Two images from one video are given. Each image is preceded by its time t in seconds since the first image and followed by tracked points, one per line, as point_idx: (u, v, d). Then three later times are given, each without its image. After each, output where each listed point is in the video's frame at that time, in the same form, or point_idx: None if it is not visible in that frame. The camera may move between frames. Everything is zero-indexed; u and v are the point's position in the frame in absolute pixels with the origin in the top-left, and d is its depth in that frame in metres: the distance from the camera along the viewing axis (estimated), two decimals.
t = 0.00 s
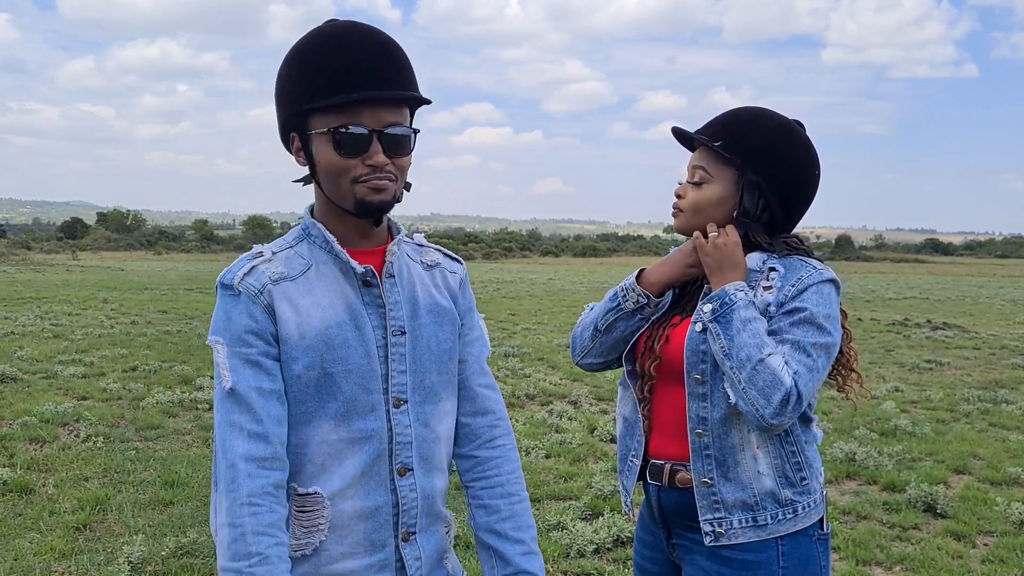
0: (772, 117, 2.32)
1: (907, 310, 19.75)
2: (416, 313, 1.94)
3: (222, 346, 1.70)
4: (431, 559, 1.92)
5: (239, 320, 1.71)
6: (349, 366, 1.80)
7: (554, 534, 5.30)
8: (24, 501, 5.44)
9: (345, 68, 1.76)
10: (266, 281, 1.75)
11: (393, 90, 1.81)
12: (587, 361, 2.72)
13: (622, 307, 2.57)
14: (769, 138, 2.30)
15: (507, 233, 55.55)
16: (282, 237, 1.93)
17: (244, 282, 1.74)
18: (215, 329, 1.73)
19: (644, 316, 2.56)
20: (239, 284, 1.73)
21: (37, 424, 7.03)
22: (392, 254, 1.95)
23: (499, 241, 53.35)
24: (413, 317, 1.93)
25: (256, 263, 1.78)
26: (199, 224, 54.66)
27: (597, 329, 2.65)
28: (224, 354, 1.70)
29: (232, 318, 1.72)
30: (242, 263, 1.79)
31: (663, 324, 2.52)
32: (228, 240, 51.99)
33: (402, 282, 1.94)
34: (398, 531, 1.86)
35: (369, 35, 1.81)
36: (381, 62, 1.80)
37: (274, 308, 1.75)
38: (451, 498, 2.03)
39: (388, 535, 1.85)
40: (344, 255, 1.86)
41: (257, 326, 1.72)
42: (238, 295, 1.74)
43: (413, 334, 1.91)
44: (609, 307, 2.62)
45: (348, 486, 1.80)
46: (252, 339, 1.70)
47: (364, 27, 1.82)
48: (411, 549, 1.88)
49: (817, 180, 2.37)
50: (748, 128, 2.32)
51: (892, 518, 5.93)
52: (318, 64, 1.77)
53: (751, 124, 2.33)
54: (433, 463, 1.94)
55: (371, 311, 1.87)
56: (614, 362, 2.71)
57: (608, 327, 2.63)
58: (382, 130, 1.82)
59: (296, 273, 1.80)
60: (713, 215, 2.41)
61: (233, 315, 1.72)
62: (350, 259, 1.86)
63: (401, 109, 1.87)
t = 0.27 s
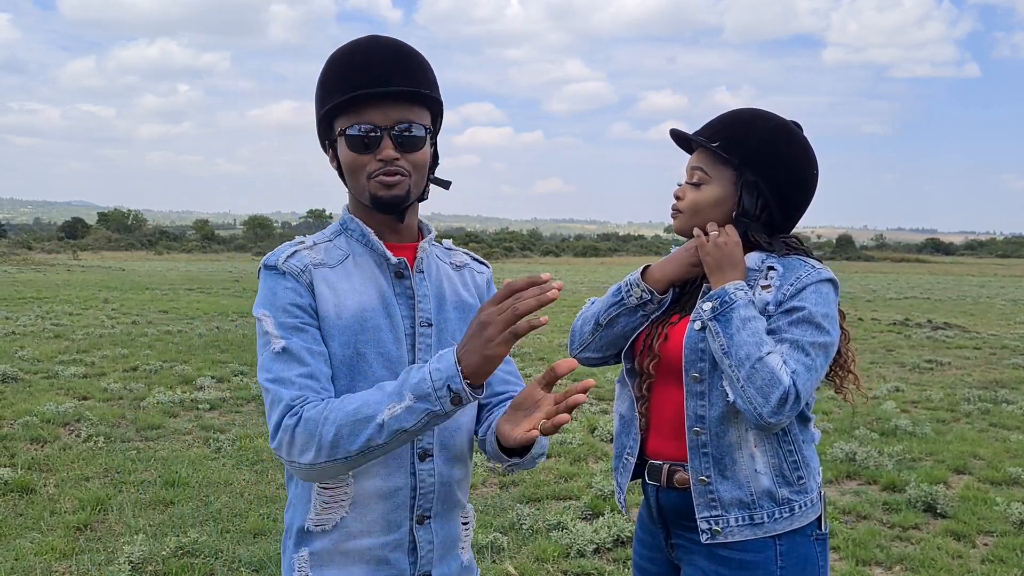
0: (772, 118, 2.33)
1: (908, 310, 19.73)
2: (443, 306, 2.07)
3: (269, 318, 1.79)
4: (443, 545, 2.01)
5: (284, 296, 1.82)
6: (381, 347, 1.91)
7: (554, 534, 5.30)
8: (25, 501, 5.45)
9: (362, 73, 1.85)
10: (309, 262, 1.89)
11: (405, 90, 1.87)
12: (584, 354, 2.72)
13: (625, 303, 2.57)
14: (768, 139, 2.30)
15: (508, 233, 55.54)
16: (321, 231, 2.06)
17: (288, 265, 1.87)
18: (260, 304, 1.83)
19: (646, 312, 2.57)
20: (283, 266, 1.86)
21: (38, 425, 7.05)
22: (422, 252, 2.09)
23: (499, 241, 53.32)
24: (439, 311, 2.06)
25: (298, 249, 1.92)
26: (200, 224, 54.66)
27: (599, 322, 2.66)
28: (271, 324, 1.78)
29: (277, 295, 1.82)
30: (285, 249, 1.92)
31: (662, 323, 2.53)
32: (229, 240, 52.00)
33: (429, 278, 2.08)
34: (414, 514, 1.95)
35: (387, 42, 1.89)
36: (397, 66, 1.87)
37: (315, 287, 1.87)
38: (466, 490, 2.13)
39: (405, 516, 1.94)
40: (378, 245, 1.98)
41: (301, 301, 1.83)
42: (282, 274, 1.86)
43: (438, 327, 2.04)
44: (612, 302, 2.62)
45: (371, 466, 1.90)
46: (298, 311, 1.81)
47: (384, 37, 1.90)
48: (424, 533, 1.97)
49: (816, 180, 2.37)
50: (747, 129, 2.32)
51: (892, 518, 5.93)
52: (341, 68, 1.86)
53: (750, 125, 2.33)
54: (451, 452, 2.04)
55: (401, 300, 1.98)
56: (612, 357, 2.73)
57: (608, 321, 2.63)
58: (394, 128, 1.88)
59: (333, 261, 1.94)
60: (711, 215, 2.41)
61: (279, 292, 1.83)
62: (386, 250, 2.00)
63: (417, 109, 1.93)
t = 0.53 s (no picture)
0: (772, 118, 2.32)
1: (908, 310, 19.72)
2: (474, 315, 2.18)
3: (302, 321, 1.98)
4: (467, 541, 2.13)
5: (317, 300, 2.00)
6: (410, 350, 2.05)
7: (554, 534, 5.30)
8: (25, 501, 5.45)
9: (386, 96, 2.02)
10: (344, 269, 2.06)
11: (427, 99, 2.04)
12: (585, 352, 2.72)
13: (624, 299, 2.57)
14: (769, 140, 2.30)
15: (508, 233, 55.49)
16: (367, 234, 2.23)
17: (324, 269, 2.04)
18: (295, 305, 2.01)
19: (645, 309, 2.57)
20: (320, 270, 2.03)
21: (38, 424, 7.04)
22: (460, 260, 2.21)
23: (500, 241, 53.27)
24: (471, 318, 2.18)
25: (337, 254, 2.08)
26: (201, 224, 54.61)
27: (598, 320, 2.66)
28: (301, 330, 1.97)
29: (312, 299, 2.00)
30: (326, 252, 2.10)
31: (661, 322, 2.52)
32: (229, 240, 51.98)
33: (463, 284, 2.19)
34: (440, 509, 2.08)
35: (396, 62, 2.05)
36: (412, 81, 2.04)
37: (348, 292, 2.04)
38: (494, 490, 2.23)
39: (431, 510, 2.07)
40: (415, 253, 2.13)
41: (331, 306, 1.99)
42: (319, 277, 2.03)
43: (469, 332, 2.16)
44: (611, 299, 2.62)
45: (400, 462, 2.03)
46: (327, 317, 1.99)
47: (391, 58, 2.07)
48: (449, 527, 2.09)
49: (816, 179, 2.37)
50: (748, 129, 2.32)
51: (892, 518, 5.93)
52: (364, 93, 2.03)
53: (752, 125, 2.33)
54: (478, 453, 2.15)
55: (433, 308, 2.13)
56: (612, 357, 2.73)
57: (608, 318, 2.63)
58: (425, 136, 2.04)
59: (370, 266, 2.09)
60: (712, 215, 2.41)
61: (313, 294, 2.01)
62: (423, 257, 2.14)
63: (438, 115, 2.09)
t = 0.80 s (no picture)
0: (773, 117, 2.31)
1: (908, 310, 19.72)
2: (484, 312, 2.17)
3: (312, 329, 2.02)
4: (485, 531, 2.11)
5: (327, 308, 2.02)
6: (419, 351, 2.06)
7: (555, 534, 5.30)
8: (26, 501, 5.44)
9: (390, 102, 2.05)
10: (353, 275, 2.07)
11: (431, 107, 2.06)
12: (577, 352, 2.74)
13: (597, 283, 2.70)
14: (773, 139, 2.30)
15: (508, 232, 55.47)
16: (378, 240, 2.22)
17: (333, 277, 2.06)
18: (308, 314, 2.05)
19: (619, 286, 2.67)
20: (328, 279, 2.06)
21: (38, 424, 7.04)
22: (466, 258, 2.19)
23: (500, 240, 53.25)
24: (481, 313, 2.17)
25: (346, 261, 2.10)
26: (201, 224, 54.60)
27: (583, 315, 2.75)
28: (311, 340, 2.01)
29: (321, 307, 2.03)
30: (335, 261, 2.12)
31: (663, 323, 2.50)
32: (229, 239, 51.97)
33: (475, 282, 2.19)
34: (457, 499, 2.08)
35: (405, 69, 2.08)
36: (416, 87, 2.05)
37: (356, 298, 2.05)
38: (513, 482, 2.22)
39: (448, 501, 2.07)
40: (421, 256, 2.12)
41: (339, 313, 2.02)
42: (328, 286, 2.06)
43: (479, 328, 2.15)
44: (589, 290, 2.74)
45: (416, 452, 2.04)
46: (337, 324, 2.02)
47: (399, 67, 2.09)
48: (466, 517, 2.08)
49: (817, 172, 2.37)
50: (752, 130, 2.31)
51: (893, 518, 5.93)
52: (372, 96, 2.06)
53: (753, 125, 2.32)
54: (494, 446, 2.14)
55: (443, 305, 2.13)
56: (608, 352, 2.72)
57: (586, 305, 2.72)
58: (426, 142, 2.06)
59: (379, 270, 2.10)
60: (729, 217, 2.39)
61: (323, 302, 2.04)
62: (428, 259, 2.13)
63: (444, 122, 2.11)
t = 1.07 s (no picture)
0: (763, 112, 2.32)
1: (909, 310, 19.72)
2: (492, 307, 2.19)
3: (323, 319, 2.00)
4: (496, 524, 2.10)
5: (338, 299, 2.02)
6: (429, 341, 2.05)
7: (556, 534, 5.30)
8: (26, 501, 5.44)
9: (416, 100, 2.05)
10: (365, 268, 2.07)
11: (455, 110, 2.04)
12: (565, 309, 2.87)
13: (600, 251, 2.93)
14: (771, 134, 2.31)
15: (508, 232, 55.45)
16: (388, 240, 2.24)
17: (344, 270, 2.07)
18: (318, 306, 2.04)
19: (615, 251, 2.85)
20: (340, 272, 2.07)
21: (39, 424, 7.03)
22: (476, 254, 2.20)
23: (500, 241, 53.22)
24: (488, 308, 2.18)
25: (356, 257, 2.11)
26: (201, 224, 54.55)
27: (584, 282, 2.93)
28: (322, 328, 1.99)
29: (333, 298, 2.03)
30: (345, 257, 2.13)
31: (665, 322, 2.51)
32: (229, 239, 51.94)
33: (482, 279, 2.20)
34: (467, 492, 2.07)
35: (436, 68, 2.07)
36: (441, 88, 2.04)
37: (367, 291, 2.06)
38: (524, 475, 2.22)
39: (458, 494, 2.06)
40: (430, 251, 2.13)
41: (351, 303, 2.02)
42: (339, 278, 2.06)
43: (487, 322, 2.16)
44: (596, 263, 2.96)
45: (426, 444, 2.04)
46: (347, 315, 2.01)
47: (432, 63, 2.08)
48: (476, 509, 2.08)
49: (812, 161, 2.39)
50: (745, 132, 2.30)
51: (894, 518, 5.93)
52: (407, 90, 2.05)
53: (748, 123, 2.31)
54: (505, 437, 2.14)
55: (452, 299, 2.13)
56: (592, 311, 2.80)
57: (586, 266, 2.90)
58: (449, 142, 2.05)
59: (389, 265, 2.11)
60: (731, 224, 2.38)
61: (334, 294, 2.04)
62: (437, 255, 2.14)
63: (469, 125, 2.10)
